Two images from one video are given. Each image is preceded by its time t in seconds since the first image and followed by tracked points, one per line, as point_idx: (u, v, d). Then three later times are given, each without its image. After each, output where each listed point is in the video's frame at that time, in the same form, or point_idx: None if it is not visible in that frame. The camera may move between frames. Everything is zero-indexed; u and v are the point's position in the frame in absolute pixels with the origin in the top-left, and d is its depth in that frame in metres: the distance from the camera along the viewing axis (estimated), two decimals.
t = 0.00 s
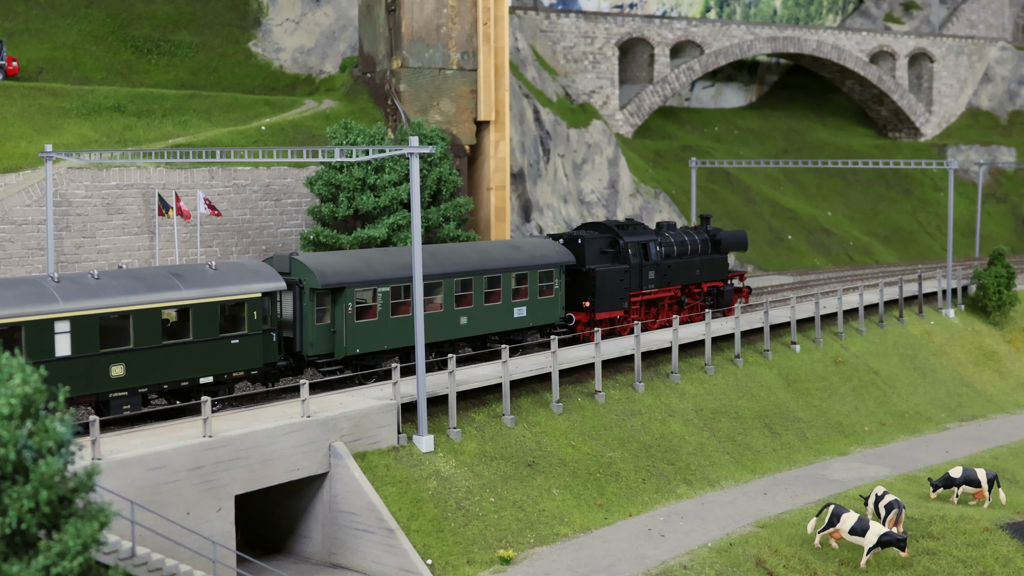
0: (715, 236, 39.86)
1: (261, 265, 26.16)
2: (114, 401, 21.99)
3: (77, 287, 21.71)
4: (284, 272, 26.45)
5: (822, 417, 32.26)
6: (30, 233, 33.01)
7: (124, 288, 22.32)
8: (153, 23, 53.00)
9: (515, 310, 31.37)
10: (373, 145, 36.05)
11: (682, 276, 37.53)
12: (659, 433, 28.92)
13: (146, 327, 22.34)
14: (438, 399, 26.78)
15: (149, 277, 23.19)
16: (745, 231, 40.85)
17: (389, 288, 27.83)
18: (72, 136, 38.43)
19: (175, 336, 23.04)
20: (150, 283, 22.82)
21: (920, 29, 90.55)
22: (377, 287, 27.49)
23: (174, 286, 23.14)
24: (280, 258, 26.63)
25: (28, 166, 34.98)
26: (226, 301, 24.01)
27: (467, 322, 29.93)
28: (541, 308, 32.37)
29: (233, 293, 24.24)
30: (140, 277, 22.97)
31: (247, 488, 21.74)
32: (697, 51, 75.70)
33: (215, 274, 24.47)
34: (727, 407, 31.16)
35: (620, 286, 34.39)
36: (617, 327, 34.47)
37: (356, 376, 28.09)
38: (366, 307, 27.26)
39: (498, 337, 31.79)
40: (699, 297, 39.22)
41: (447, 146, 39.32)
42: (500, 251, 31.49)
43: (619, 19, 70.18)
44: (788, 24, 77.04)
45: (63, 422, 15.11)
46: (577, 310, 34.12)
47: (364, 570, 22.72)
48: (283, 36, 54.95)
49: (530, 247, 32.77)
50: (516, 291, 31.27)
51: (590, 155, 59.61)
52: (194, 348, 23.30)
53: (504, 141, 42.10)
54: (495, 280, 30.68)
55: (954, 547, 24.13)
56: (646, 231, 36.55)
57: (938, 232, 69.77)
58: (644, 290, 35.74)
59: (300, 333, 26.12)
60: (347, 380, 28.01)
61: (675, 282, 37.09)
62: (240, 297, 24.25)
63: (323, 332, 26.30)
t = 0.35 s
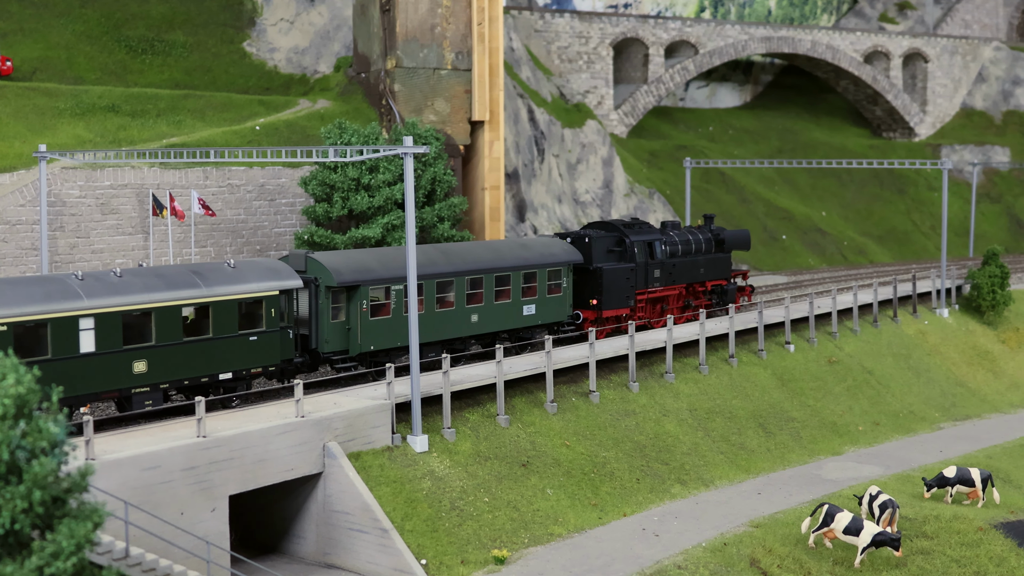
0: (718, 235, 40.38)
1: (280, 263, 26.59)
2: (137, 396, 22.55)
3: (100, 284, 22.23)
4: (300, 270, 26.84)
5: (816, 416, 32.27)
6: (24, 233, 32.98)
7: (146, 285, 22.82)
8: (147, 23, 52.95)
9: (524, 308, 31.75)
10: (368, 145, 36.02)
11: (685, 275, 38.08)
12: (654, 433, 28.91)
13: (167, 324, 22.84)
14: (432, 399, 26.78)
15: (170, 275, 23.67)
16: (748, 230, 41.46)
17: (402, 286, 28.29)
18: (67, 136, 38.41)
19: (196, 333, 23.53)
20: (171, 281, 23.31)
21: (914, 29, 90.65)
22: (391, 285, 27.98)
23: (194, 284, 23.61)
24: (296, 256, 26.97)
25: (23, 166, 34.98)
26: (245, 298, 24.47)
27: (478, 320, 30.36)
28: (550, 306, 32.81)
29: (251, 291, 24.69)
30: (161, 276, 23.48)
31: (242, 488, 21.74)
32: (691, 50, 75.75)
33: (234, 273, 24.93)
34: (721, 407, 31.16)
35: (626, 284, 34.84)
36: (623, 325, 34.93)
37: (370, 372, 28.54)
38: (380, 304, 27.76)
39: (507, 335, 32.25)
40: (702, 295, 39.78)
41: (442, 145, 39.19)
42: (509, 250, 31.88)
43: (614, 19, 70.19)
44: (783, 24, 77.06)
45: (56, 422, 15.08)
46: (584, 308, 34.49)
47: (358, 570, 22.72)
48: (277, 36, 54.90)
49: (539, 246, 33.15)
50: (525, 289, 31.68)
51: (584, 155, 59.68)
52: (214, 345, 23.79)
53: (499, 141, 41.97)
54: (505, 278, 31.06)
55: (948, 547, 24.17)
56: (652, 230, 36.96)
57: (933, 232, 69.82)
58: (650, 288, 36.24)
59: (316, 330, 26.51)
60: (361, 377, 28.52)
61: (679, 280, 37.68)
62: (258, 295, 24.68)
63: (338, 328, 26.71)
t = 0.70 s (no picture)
0: (719, 234, 40.88)
1: (294, 262, 26.94)
2: (155, 392, 22.82)
3: (120, 282, 22.49)
4: (313, 268, 27.07)
5: (807, 416, 32.28)
6: (15, 233, 32.93)
7: (164, 283, 23.09)
8: (139, 23, 52.86)
9: (531, 305, 32.21)
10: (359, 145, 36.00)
11: (688, 273, 38.53)
12: (645, 433, 28.92)
13: (185, 321, 23.13)
14: (424, 399, 26.78)
15: (187, 273, 23.94)
16: (748, 230, 41.90)
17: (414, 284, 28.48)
18: (57, 136, 38.36)
19: (213, 330, 23.82)
20: (189, 279, 23.59)
21: (905, 29, 90.77)
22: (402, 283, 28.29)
23: (211, 282, 23.91)
24: (308, 255, 27.14)
25: (13, 166, 34.93)
26: (260, 296, 24.79)
27: (487, 317, 30.75)
28: (556, 304, 33.25)
29: (267, 289, 25.01)
30: (179, 273, 23.77)
31: (233, 488, 21.71)
32: (683, 50, 75.79)
33: (249, 271, 25.24)
34: (712, 406, 31.17)
35: (630, 282, 35.22)
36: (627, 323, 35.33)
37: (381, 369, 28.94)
38: (391, 302, 28.13)
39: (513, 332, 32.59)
40: (704, 294, 40.20)
41: (433, 146, 39.30)
42: (516, 248, 32.22)
43: (606, 19, 70.18)
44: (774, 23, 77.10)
45: (47, 422, 15.04)
46: (589, 306, 34.90)
47: (349, 570, 22.70)
48: (268, 36, 54.85)
49: (544, 245, 33.55)
50: (532, 287, 32.15)
51: (576, 155, 59.67)
52: (230, 342, 24.09)
53: (491, 141, 42.08)
54: (512, 276, 31.43)
55: (938, 546, 24.25)
56: (654, 229, 37.44)
57: (924, 232, 69.94)
58: (653, 286, 36.66)
59: (328, 328, 26.74)
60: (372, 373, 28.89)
61: (681, 279, 38.10)
62: (273, 293, 24.98)
63: (350, 326, 27.01)
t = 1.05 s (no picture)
0: (718, 234, 41.35)
1: (305, 260, 27.36)
2: (172, 388, 23.15)
3: (137, 279, 22.81)
4: (323, 267, 27.53)
5: (797, 416, 32.31)
6: (3, 233, 32.85)
7: (180, 281, 23.41)
8: (128, 23, 52.76)
9: (535, 303, 32.69)
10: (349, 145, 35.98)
11: (688, 272, 39.02)
12: (635, 432, 28.92)
13: (201, 318, 23.46)
14: (413, 399, 26.77)
15: (201, 271, 24.26)
16: (746, 229, 42.32)
17: (421, 282, 28.97)
18: (47, 136, 38.29)
19: (227, 327, 24.15)
20: (204, 276, 23.92)
21: (895, 29, 90.94)
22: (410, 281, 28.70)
23: (225, 279, 24.25)
24: (318, 254, 27.68)
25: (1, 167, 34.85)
26: (273, 294, 25.15)
27: (492, 315, 31.20)
28: (559, 302, 33.73)
29: (280, 287, 25.38)
30: (194, 272, 24.10)
31: (222, 488, 21.69)
32: (673, 51, 75.84)
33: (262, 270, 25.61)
34: (702, 406, 31.18)
35: (632, 281, 35.68)
36: (629, 321, 35.76)
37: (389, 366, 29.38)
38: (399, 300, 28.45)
39: (518, 330, 33.06)
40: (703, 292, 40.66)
41: (423, 146, 39.15)
42: (521, 247, 32.69)
43: (596, 19, 70.19)
44: (764, 23, 77.16)
45: (36, 423, 15.04)
46: (591, 304, 35.35)
47: (338, 570, 22.68)
48: (258, 36, 54.80)
49: (547, 244, 33.97)
50: (535, 285, 32.65)
51: (566, 155, 59.69)
52: (244, 339, 24.43)
53: (481, 141, 42.05)
54: (516, 274, 31.89)
55: (928, 546, 24.35)
56: (655, 229, 37.90)
57: (914, 232, 70.07)
58: (654, 285, 37.20)
59: (338, 325, 27.11)
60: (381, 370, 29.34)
61: (681, 277, 38.56)
62: (286, 290, 25.33)
63: (359, 323, 27.45)
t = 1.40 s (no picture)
0: (717, 233, 41.64)
1: (318, 259, 27.78)
2: (190, 383, 23.69)
3: (156, 277, 23.34)
4: (334, 265, 27.80)
5: (786, 416, 32.34)
6: None
7: (197, 278, 23.93)
8: (117, 23, 52.65)
9: (540, 301, 32.99)
10: (338, 145, 35.97)
11: (688, 271, 39.41)
12: (624, 433, 28.92)
13: (217, 315, 23.95)
14: (403, 399, 26.76)
15: (217, 269, 24.77)
16: (745, 228, 42.71)
17: (429, 280, 29.25)
18: (35, 136, 38.24)
19: (243, 324, 24.64)
20: (221, 274, 24.43)
21: (884, 29, 91.18)
22: (418, 279, 28.94)
23: (241, 277, 24.76)
24: (328, 253, 28.00)
25: None
26: (287, 291, 25.65)
27: (498, 312, 31.51)
28: (563, 300, 34.00)
29: (293, 284, 25.86)
30: (211, 270, 24.59)
31: (211, 489, 21.68)
32: (662, 51, 75.89)
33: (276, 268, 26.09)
34: (691, 406, 31.19)
35: (633, 279, 36.00)
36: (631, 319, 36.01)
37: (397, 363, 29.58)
38: (408, 298, 28.70)
39: (523, 327, 33.37)
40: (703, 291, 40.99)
41: (412, 145, 39.15)
42: (526, 245, 33.08)
43: (585, 19, 70.19)
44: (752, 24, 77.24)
45: (23, 423, 15.08)
46: (593, 302, 35.63)
47: (328, 570, 22.65)
48: (247, 36, 54.75)
49: (552, 243, 34.34)
50: (541, 283, 32.95)
51: (555, 155, 59.79)
52: (260, 335, 24.95)
53: (470, 141, 42.03)
54: (522, 272, 32.24)
55: (916, 545, 24.45)
56: (655, 228, 38.28)
57: (902, 232, 70.24)
58: (654, 283, 37.56)
59: (348, 322, 27.57)
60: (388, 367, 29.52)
61: (681, 276, 38.93)
62: (299, 288, 25.86)
63: (369, 321, 27.82)
